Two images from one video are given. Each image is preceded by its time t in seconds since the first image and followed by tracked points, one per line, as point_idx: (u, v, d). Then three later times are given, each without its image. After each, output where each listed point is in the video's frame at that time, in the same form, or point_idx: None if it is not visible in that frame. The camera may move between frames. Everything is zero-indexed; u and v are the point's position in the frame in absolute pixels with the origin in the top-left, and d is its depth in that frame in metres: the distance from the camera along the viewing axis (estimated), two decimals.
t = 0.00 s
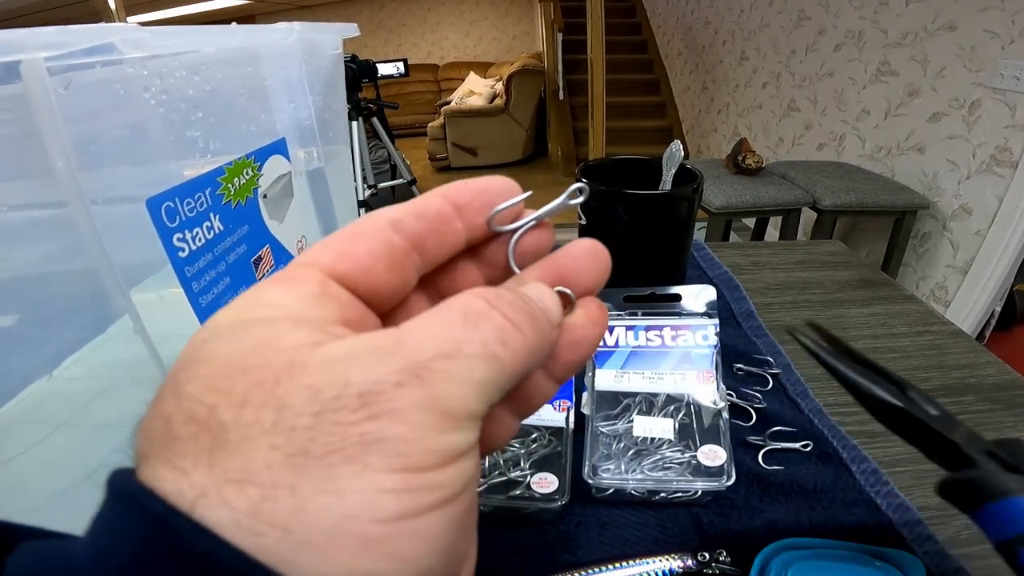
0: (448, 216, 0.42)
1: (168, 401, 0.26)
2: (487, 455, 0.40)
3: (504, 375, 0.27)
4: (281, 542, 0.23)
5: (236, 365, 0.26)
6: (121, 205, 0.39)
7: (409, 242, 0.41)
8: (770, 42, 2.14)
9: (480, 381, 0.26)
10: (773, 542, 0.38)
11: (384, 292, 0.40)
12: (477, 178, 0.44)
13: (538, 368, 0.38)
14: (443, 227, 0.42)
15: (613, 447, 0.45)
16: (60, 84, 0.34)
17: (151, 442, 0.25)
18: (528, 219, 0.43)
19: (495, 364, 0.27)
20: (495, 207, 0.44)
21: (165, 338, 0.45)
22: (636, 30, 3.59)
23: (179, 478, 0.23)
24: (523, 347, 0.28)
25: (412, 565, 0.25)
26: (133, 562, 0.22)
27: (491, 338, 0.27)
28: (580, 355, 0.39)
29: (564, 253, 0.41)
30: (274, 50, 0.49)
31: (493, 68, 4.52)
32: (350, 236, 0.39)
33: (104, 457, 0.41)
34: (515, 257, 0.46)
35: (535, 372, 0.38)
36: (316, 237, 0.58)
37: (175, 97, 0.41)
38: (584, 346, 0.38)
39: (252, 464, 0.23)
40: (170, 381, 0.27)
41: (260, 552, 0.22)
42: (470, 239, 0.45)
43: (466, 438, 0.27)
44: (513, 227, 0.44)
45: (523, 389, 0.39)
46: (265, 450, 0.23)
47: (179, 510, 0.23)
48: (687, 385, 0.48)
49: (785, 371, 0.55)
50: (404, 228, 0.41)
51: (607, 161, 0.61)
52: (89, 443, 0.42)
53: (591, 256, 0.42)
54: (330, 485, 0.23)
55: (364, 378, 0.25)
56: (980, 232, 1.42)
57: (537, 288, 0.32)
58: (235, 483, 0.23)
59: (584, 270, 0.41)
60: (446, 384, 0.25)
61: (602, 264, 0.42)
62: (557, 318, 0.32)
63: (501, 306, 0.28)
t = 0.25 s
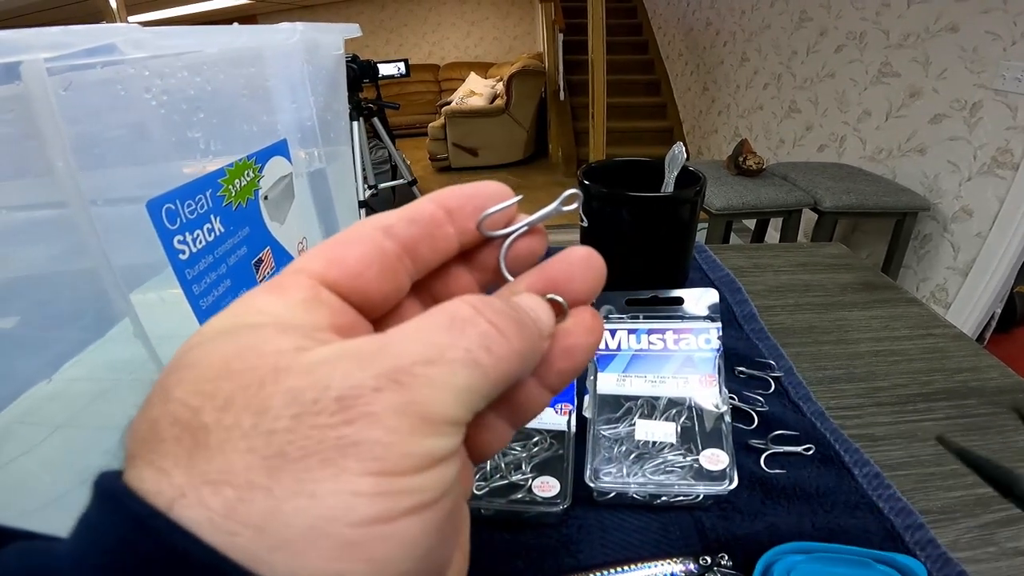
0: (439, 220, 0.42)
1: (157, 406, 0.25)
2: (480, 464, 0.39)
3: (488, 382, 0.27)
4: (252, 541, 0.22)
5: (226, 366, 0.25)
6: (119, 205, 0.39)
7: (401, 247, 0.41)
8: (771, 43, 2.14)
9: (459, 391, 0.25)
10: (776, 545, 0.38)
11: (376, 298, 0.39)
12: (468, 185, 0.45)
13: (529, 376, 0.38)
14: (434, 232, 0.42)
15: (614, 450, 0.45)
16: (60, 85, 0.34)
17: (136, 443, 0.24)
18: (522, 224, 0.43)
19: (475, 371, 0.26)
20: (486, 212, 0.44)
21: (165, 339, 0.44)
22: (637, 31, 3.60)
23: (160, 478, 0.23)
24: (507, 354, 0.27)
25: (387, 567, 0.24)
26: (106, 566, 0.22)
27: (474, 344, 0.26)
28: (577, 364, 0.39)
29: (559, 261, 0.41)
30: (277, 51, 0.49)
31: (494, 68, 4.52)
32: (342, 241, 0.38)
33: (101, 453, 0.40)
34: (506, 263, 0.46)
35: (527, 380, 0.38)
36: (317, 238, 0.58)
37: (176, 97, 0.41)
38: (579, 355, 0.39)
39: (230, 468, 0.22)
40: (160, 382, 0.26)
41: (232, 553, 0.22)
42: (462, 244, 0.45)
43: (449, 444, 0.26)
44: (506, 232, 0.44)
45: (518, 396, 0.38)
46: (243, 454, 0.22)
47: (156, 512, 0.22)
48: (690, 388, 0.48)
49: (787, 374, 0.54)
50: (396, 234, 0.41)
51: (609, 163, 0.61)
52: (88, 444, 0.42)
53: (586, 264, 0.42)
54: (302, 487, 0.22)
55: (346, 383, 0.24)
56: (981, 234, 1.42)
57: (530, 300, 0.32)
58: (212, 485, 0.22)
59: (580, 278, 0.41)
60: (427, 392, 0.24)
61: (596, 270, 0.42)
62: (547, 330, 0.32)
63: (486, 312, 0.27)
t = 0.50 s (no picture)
0: (433, 234, 0.42)
1: (162, 410, 0.26)
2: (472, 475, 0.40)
3: (475, 389, 0.27)
4: (249, 535, 0.22)
5: (225, 373, 0.26)
6: (103, 209, 0.39)
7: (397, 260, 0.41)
8: (767, 43, 2.14)
9: (450, 392, 0.26)
10: (762, 548, 0.38)
11: (375, 311, 0.40)
12: (460, 195, 0.44)
13: (521, 389, 0.38)
14: (429, 245, 0.42)
15: (602, 453, 0.45)
16: (41, 91, 0.34)
17: (142, 444, 0.25)
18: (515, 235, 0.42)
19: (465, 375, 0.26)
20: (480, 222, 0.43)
21: (152, 343, 0.45)
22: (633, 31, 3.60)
23: (163, 477, 0.23)
24: (496, 361, 0.27)
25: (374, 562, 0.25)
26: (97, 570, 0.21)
27: (463, 351, 0.26)
28: (568, 383, 0.39)
29: (549, 275, 0.39)
30: (263, 54, 0.49)
31: (491, 68, 4.52)
32: (336, 258, 0.39)
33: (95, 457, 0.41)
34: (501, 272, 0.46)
35: (519, 394, 0.38)
36: (308, 240, 0.58)
37: (161, 101, 0.41)
38: (569, 375, 0.39)
39: (226, 466, 0.23)
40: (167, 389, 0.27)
41: (232, 547, 0.22)
42: (456, 255, 0.44)
43: (431, 449, 0.26)
44: (499, 243, 0.44)
45: (510, 410, 0.38)
46: (239, 452, 0.23)
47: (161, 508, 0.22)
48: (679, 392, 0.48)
49: (777, 376, 0.55)
50: (391, 247, 0.41)
51: (601, 165, 0.61)
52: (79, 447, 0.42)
53: (579, 277, 0.40)
54: (295, 483, 0.23)
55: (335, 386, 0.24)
56: (975, 234, 1.42)
57: (523, 310, 0.32)
58: (210, 482, 0.23)
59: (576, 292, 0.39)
60: (416, 392, 0.25)
61: (589, 286, 0.40)
62: (540, 337, 0.32)
63: (474, 321, 0.27)
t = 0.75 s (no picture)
0: (441, 215, 0.42)
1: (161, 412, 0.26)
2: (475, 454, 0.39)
3: (485, 367, 0.26)
4: (266, 511, 0.22)
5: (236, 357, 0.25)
6: (102, 211, 0.39)
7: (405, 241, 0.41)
8: (765, 43, 2.15)
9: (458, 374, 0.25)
10: (757, 546, 0.39)
11: (383, 290, 0.39)
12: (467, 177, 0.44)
13: (525, 368, 0.38)
14: (436, 227, 0.42)
15: (598, 452, 0.45)
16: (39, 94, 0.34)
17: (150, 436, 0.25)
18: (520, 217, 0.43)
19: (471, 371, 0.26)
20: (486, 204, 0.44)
21: (151, 344, 0.45)
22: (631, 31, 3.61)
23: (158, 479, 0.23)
24: (506, 340, 0.26)
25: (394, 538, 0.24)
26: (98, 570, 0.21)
27: (473, 329, 0.25)
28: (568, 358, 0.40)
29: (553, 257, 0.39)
30: (260, 56, 0.49)
31: (489, 68, 4.53)
32: (345, 238, 0.38)
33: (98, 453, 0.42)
34: (505, 254, 0.46)
35: (523, 372, 0.38)
36: (306, 242, 0.58)
37: (159, 104, 0.41)
38: (570, 350, 0.40)
39: (245, 441, 0.22)
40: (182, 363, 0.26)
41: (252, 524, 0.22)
42: (462, 236, 0.44)
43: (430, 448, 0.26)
44: (504, 225, 0.44)
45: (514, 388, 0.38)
46: (259, 426, 0.23)
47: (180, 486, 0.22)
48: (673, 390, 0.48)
49: (772, 375, 0.55)
50: (400, 228, 0.40)
51: (598, 164, 0.62)
52: (81, 445, 0.42)
53: (582, 260, 0.40)
54: (314, 461, 0.23)
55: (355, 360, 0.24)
56: (972, 233, 1.43)
57: (528, 289, 0.32)
58: (230, 458, 0.22)
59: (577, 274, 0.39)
60: (431, 368, 0.24)
61: (593, 267, 0.40)
62: (546, 317, 0.31)
63: (484, 300, 0.27)
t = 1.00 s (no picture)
0: (432, 194, 0.44)
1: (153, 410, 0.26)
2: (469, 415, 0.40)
3: (489, 318, 0.30)
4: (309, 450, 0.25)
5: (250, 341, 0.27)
6: (94, 210, 0.39)
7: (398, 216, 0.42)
8: (764, 40, 2.15)
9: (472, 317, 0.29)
10: (751, 541, 0.39)
11: (383, 260, 0.40)
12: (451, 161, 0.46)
13: (509, 328, 0.40)
14: (428, 205, 0.43)
15: (593, 448, 0.45)
16: (31, 92, 0.35)
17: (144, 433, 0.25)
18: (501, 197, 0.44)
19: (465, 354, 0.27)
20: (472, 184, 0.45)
21: (147, 342, 0.45)
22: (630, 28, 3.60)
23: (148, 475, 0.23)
24: (505, 294, 0.31)
25: (413, 479, 0.27)
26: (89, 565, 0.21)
27: (478, 284, 0.30)
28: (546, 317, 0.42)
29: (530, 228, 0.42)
30: (256, 55, 0.49)
31: (488, 66, 4.52)
32: (346, 209, 0.39)
33: (97, 450, 0.42)
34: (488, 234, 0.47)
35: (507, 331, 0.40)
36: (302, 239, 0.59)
37: (153, 102, 0.41)
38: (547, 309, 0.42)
39: (297, 379, 0.25)
40: (219, 322, 0.29)
41: (309, 454, 0.24)
42: (450, 215, 0.46)
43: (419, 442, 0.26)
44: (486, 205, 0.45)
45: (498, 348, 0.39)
46: (308, 364, 0.26)
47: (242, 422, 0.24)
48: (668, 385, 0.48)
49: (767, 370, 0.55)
50: (395, 204, 0.42)
51: (593, 161, 0.62)
52: (78, 442, 0.42)
53: (555, 230, 0.42)
54: (359, 392, 0.26)
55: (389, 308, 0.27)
56: (971, 230, 1.43)
57: (516, 255, 0.36)
58: (285, 397, 0.25)
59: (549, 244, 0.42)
60: (451, 312, 0.28)
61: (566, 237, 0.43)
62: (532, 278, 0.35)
63: (483, 262, 0.31)
